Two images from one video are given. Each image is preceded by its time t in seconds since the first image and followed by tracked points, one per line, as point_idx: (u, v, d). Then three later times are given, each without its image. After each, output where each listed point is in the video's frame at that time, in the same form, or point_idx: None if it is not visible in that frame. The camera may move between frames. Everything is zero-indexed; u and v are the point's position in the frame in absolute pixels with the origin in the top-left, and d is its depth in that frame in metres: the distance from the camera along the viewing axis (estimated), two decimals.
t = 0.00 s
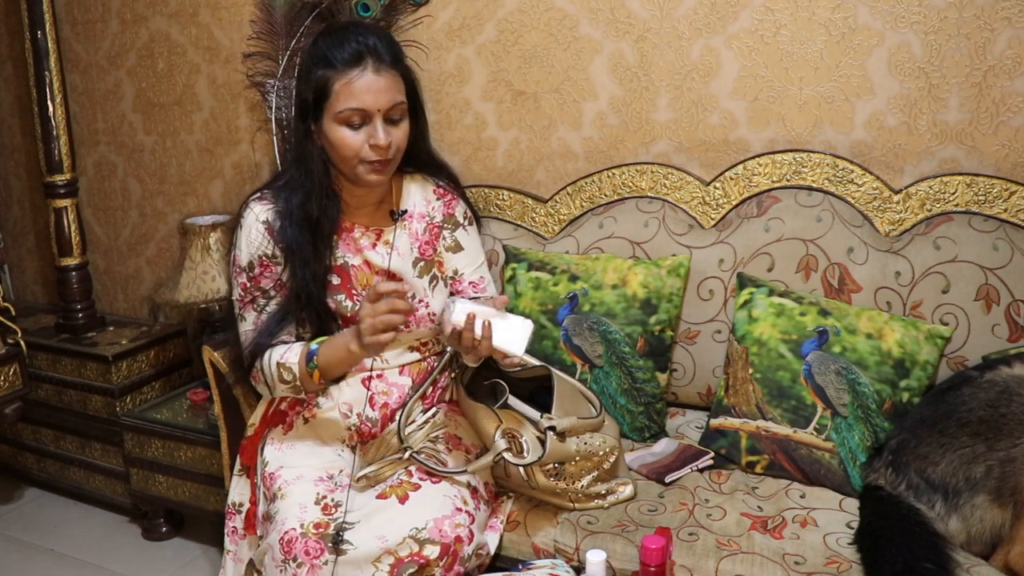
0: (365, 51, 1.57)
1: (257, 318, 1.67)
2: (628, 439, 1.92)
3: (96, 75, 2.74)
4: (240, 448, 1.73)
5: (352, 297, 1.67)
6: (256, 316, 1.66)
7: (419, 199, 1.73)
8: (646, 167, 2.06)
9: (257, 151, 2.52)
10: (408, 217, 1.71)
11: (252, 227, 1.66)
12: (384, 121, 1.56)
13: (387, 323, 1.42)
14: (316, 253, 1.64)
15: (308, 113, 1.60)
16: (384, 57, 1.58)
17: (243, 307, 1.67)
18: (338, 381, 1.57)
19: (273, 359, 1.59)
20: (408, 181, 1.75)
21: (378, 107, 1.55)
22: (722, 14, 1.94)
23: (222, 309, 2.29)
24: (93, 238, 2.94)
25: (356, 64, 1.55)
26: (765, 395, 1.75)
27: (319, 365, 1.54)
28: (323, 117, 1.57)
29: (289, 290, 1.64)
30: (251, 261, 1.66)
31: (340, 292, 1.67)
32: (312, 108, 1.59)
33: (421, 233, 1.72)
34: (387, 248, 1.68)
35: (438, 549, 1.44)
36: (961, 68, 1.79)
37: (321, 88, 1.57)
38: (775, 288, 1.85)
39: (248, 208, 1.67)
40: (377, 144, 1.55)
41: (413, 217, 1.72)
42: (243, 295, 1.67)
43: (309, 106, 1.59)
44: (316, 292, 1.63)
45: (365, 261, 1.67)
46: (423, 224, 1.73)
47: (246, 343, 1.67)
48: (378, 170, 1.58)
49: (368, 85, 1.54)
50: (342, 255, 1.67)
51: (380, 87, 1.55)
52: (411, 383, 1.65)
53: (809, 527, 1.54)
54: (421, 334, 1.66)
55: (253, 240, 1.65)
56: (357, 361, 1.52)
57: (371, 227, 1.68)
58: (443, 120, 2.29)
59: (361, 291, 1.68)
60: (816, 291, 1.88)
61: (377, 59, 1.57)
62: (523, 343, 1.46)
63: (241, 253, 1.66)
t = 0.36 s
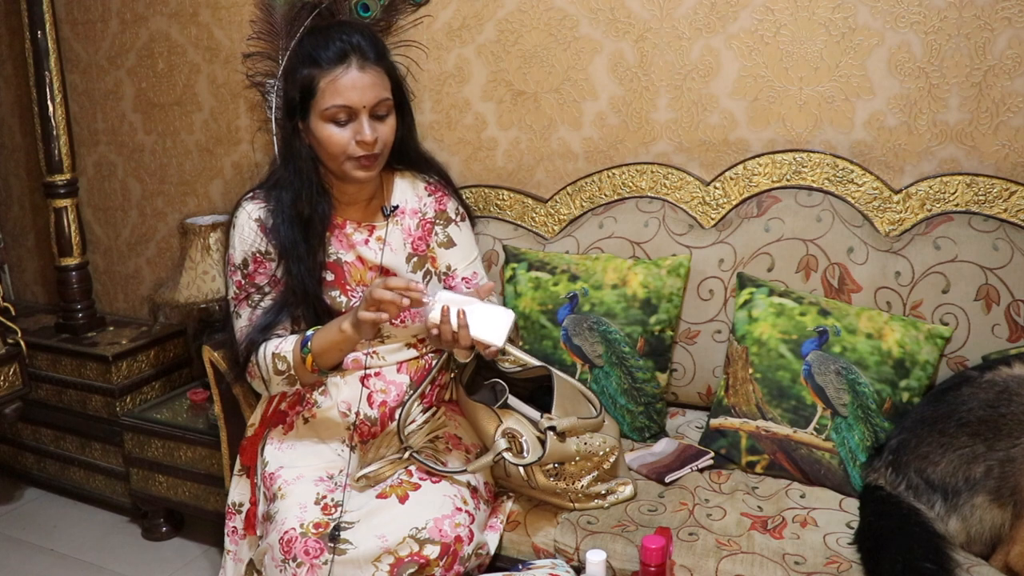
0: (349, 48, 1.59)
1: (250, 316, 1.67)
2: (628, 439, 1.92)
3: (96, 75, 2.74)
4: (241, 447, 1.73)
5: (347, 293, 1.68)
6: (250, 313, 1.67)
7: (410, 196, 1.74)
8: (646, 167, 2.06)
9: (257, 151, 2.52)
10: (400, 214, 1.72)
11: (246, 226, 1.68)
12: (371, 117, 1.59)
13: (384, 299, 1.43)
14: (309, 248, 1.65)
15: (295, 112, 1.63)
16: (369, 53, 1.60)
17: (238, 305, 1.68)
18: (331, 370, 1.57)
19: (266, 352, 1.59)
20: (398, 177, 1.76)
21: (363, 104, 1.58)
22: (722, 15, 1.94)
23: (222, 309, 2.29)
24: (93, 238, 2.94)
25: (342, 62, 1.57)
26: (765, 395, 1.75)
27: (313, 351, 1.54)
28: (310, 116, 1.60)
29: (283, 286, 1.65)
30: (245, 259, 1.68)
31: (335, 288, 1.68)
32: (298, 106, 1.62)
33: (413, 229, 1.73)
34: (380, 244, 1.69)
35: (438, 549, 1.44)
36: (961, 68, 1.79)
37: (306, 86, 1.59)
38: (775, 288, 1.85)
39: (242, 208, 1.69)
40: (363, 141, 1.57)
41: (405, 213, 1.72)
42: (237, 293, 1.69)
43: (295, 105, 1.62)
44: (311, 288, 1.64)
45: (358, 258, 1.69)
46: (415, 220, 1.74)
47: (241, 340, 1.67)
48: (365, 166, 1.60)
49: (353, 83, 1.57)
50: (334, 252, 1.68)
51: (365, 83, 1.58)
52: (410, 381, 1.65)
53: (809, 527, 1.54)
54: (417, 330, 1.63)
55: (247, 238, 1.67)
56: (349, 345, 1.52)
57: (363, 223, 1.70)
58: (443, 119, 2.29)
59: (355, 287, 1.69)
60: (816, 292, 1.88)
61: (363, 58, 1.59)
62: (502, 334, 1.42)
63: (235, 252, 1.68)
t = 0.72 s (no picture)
0: (343, 47, 1.59)
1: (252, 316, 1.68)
2: (628, 439, 1.92)
3: (96, 75, 2.74)
4: (241, 448, 1.73)
5: (345, 292, 1.68)
6: (252, 314, 1.68)
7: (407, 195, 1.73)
8: (646, 167, 2.06)
9: (257, 151, 2.52)
10: (398, 212, 1.71)
11: (243, 227, 1.68)
12: (363, 115, 1.58)
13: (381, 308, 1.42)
14: (304, 246, 1.65)
15: (289, 110, 1.63)
16: (362, 51, 1.60)
17: (239, 307, 1.69)
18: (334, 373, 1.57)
19: (269, 354, 1.59)
20: (395, 176, 1.75)
21: (356, 102, 1.58)
22: (722, 15, 1.94)
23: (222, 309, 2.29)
24: (93, 238, 2.94)
25: (335, 60, 1.58)
26: (765, 395, 1.75)
27: (315, 358, 1.55)
28: (304, 112, 1.60)
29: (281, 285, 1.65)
30: (244, 261, 1.68)
31: (333, 287, 1.67)
32: (291, 104, 1.63)
33: (411, 228, 1.71)
34: (377, 243, 1.68)
35: (438, 549, 1.44)
36: (961, 68, 1.79)
37: (301, 84, 1.60)
38: (775, 288, 1.85)
39: (240, 210, 1.70)
40: (356, 138, 1.57)
41: (402, 212, 1.71)
42: (238, 294, 1.69)
43: (290, 102, 1.62)
44: (307, 287, 1.64)
45: (356, 257, 1.68)
46: (413, 218, 1.72)
47: (243, 341, 1.68)
48: (359, 164, 1.60)
49: (346, 81, 1.57)
50: (332, 251, 1.68)
51: (359, 81, 1.58)
52: (410, 381, 1.65)
53: (809, 527, 1.54)
54: (414, 330, 1.60)
55: (245, 240, 1.68)
56: (351, 352, 1.53)
57: (360, 222, 1.69)
58: (443, 119, 2.29)
59: (354, 286, 1.68)
60: (816, 292, 1.88)
61: (356, 55, 1.59)
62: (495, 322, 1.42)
63: (234, 254, 1.69)
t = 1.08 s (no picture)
0: (345, 47, 1.59)
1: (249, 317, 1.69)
2: (628, 439, 1.92)
3: (96, 75, 2.74)
4: (241, 447, 1.73)
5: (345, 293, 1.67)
6: (249, 316, 1.69)
7: (407, 195, 1.73)
8: (646, 167, 2.06)
9: (257, 151, 2.52)
10: (398, 213, 1.71)
11: (241, 228, 1.69)
12: (365, 115, 1.58)
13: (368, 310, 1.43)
14: (300, 249, 1.65)
15: (291, 109, 1.63)
16: (364, 51, 1.60)
17: (237, 308, 1.70)
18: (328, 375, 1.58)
19: (264, 358, 1.61)
20: (394, 177, 1.74)
21: (358, 101, 1.58)
22: (722, 15, 1.94)
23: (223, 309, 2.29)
24: (93, 238, 2.94)
25: (337, 59, 1.58)
26: (765, 395, 1.75)
27: (307, 362, 1.56)
28: (305, 112, 1.60)
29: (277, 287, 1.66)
30: (241, 262, 1.69)
31: (332, 288, 1.68)
32: (293, 102, 1.63)
33: (411, 229, 1.71)
34: (377, 243, 1.68)
35: (438, 549, 1.44)
36: (961, 68, 1.79)
37: (302, 84, 1.60)
38: (775, 288, 1.85)
39: (239, 210, 1.70)
40: (357, 138, 1.57)
41: (402, 213, 1.71)
42: (236, 296, 1.70)
43: (291, 102, 1.62)
44: (302, 289, 1.64)
45: (356, 257, 1.68)
46: (412, 219, 1.72)
47: (241, 343, 1.70)
48: (360, 163, 1.60)
49: (348, 80, 1.57)
50: (331, 252, 1.68)
51: (360, 80, 1.58)
52: (409, 381, 1.65)
53: (809, 527, 1.54)
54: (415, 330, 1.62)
55: (243, 241, 1.68)
56: (343, 356, 1.53)
57: (360, 223, 1.69)
58: (443, 119, 2.29)
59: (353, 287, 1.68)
60: (816, 292, 1.88)
61: (358, 55, 1.59)
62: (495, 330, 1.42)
63: (232, 255, 1.70)
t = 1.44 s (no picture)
0: (346, 47, 1.59)
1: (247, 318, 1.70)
2: (628, 439, 1.92)
3: (96, 75, 2.74)
4: (240, 447, 1.73)
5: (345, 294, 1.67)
6: (247, 317, 1.70)
7: (408, 197, 1.73)
8: (646, 167, 2.06)
9: (257, 151, 2.52)
10: (398, 214, 1.71)
11: (242, 228, 1.69)
12: (365, 115, 1.58)
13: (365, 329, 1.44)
14: (299, 250, 1.65)
15: (291, 109, 1.63)
16: (365, 52, 1.60)
17: (236, 309, 1.71)
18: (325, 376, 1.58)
19: (260, 360, 1.62)
20: (395, 178, 1.74)
21: (358, 102, 1.57)
22: (722, 15, 1.94)
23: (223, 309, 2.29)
24: (93, 238, 2.94)
25: (338, 60, 1.57)
26: (765, 395, 1.75)
27: (303, 368, 1.56)
28: (305, 112, 1.60)
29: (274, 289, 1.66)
30: (241, 263, 1.69)
31: (332, 289, 1.67)
32: (293, 103, 1.62)
33: (411, 230, 1.71)
34: (377, 245, 1.68)
35: (438, 548, 1.44)
36: (961, 68, 1.79)
37: (303, 84, 1.59)
38: (775, 288, 1.85)
39: (241, 210, 1.71)
40: (357, 139, 1.57)
41: (403, 214, 1.71)
42: (235, 296, 1.71)
43: (292, 102, 1.62)
44: (299, 290, 1.64)
45: (355, 257, 1.67)
46: (413, 220, 1.72)
47: (240, 343, 1.71)
48: (360, 163, 1.60)
49: (348, 81, 1.57)
50: (331, 252, 1.67)
51: (361, 81, 1.57)
52: (410, 382, 1.65)
53: (809, 527, 1.54)
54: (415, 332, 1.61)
55: (243, 241, 1.69)
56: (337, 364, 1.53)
57: (361, 224, 1.69)
58: (443, 119, 2.29)
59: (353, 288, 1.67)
60: (816, 292, 1.88)
61: (359, 55, 1.59)
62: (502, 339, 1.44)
63: (233, 255, 1.70)
